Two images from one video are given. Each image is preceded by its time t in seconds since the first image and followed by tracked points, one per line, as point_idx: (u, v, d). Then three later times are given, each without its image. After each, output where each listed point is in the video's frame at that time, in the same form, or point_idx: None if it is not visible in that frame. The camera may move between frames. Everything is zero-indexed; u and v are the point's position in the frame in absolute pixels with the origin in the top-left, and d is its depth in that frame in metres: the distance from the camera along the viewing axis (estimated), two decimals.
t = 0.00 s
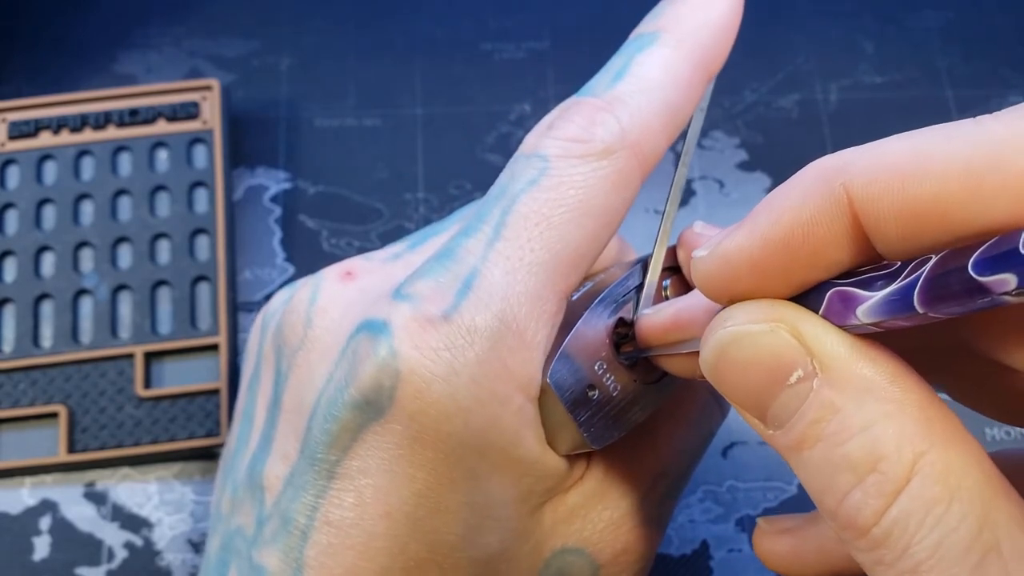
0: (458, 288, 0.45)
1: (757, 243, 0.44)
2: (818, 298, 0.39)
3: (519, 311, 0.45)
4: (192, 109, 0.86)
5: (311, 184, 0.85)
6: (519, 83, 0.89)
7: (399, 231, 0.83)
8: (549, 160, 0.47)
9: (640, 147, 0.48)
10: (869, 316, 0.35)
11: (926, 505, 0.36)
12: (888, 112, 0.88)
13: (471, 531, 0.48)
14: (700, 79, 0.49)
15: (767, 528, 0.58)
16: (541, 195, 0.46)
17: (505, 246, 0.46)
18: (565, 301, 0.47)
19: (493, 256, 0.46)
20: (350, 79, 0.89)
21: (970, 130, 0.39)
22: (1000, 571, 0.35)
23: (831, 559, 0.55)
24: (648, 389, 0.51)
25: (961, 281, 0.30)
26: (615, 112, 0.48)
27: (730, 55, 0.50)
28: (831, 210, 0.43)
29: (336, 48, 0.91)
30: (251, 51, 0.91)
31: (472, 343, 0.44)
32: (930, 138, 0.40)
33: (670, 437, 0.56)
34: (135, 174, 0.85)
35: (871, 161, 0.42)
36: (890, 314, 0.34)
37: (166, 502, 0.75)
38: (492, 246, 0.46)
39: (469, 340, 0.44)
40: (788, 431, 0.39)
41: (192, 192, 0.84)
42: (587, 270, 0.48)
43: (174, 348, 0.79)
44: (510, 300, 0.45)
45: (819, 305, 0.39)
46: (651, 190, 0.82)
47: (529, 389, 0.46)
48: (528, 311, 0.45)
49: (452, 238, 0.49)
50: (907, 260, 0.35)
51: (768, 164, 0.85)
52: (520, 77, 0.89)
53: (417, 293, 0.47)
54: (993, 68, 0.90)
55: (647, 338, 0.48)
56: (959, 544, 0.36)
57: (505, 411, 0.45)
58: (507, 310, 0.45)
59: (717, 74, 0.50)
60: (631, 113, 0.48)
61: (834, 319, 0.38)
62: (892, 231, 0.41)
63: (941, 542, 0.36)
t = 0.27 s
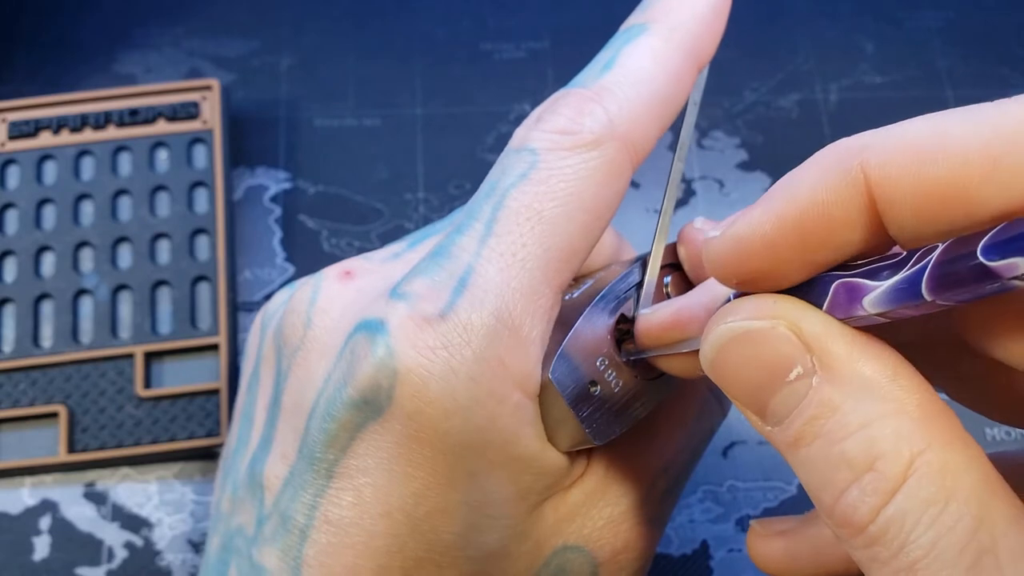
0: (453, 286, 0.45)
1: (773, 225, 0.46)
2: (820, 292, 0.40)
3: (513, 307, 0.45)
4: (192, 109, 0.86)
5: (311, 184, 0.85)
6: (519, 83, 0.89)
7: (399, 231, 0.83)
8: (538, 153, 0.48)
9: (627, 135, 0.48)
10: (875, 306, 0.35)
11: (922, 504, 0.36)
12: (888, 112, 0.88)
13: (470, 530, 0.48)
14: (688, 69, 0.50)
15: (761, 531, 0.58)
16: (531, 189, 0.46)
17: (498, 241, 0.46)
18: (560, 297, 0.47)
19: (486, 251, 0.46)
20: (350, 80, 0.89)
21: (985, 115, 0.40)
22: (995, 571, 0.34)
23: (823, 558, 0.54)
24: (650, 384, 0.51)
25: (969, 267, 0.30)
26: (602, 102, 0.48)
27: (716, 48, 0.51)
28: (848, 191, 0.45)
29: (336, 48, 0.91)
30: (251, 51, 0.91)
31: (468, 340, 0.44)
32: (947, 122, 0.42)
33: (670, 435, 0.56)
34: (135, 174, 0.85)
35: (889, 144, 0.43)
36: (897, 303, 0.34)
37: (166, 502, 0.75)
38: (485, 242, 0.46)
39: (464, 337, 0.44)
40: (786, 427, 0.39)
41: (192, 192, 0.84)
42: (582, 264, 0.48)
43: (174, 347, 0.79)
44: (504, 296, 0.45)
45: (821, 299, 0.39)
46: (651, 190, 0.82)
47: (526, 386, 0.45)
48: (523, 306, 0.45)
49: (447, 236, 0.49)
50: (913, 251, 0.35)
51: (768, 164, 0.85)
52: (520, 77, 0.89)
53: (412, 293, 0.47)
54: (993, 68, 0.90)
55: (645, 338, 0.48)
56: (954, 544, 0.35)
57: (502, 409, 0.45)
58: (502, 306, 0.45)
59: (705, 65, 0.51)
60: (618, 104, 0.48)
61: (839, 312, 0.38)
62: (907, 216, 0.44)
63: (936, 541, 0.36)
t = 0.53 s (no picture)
0: (457, 288, 0.45)
1: (756, 243, 0.46)
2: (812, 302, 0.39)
3: (517, 309, 0.45)
4: (192, 109, 0.86)
5: (311, 184, 0.85)
6: (519, 83, 0.89)
7: (399, 231, 0.83)
8: (539, 155, 0.48)
9: (627, 136, 0.48)
10: (864, 316, 0.35)
11: (912, 509, 0.36)
12: (888, 112, 0.88)
13: (474, 533, 0.48)
14: (686, 67, 0.50)
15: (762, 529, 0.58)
16: (532, 191, 0.46)
17: (501, 244, 0.46)
18: (563, 298, 0.47)
19: (489, 254, 0.46)
20: (350, 80, 0.89)
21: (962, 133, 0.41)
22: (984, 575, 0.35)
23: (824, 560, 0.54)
24: (654, 386, 0.51)
25: (954, 281, 0.30)
26: (602, 102, 0.48)
27: (714, 45, 0.51)
28: (830, 211, 0.45)
29: (336, 48, 0.91)
30: (251, 51, 0.91)
31: (472, 344, 0.44)
32: (925, 142, 0.42)
33: (672, 437, 0.56)
34: (135, 174, 0.85)
35: (869, 163, 0.43)
36: (885, 315, 0.33)
37: (166, 502, 0.75)
38: (488, 245, 0.46)
39: (469, 340, 0.44)
40: (778, 433, 0.39)
41: (192, 192, 0.84)
42: (584, 265, 0.48)
43: (174, 348, 0.79)
44: (508, 298, 0.45)
45: (813, 310, 0.39)
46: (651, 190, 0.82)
47: (531, 389, 0.45)
48: (527, 308, 0.45)
49: (449, 238, 0.49)
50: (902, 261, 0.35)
51: (768, 164, 0.85)
52: (520, 77, 0.89)
53: (415, 295, 0.46)
54: (993, 68, 0.90)
55: (649, 337, 0.47)
56: (944, 548, 0.35)
57: (507, 412, 0.45)
58: (506, 309, 0.45)
59: (704, 63, 0.51)
60: (618, 104, 0.49)
61: (828, 322, 0.38)
62: (889, 232, 0.43)
63: (926, 546, 0.36)
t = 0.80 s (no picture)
0: (459, 288, 0.45)
1: (737, 247, 0.44)
2: (799, 307, 0.39)
3: (519, 309, 0.45)
4: (192, 109, 0.86)
5: (311, 184, 0.85)
6: (519, 84, 0.89)
7: (399, 231, 0.83)
8: (541, 155, 0.48)
9: (629, 137, 0.48)
10: (849, 323, 0.35)
11: (900, 508, 0.36)
12: (888, 112, 0.88)
13: (475, 533, 0.48)
14: (688, 68, 0.50)
15: (763, 524, 0.57)
16: (533, 191, 0.46)
17: (503, 244, 0.46)
18: (565, 299, 0.47)
19: (491, 254, 0.46)
20: (350, 80, 0.89)
21: (943, 146, 0.40)
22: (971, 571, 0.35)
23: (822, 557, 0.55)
24: (654, 386, 0.51)
25: (937, 293, 0.30)
26: (604, 103, 0.49)
27: (716, 46, 0.51)
28: (810, 222, 0.43)
29: (336, 48, 0.91)
30: (251, 51, 0.91)
31: (474, 344, 0.44)
32: (906, 154, 0.41)
33: (672, 436, 0.56)
34: (135, 174, 0.85)
35: (850, 172, 0.42)
36: (870, 322, 0.33)
37: (166, 502, 0.75)
38: (490, 245, 0.46)
39: (471, 340, 0.44)
40: (768, 436, 0.39)
41: (192, 192, 0.84)
42: (586, 265, 0.48)
43: (174, 347, 0.79)
44: (510, 299, 0.45)
45: (800, 314, 0.39)
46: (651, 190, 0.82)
47: (532, 389, 0.45)
48: (529, 308, 0.45)
49: (450, 238, 0.49)
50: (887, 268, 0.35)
51: (768, 164, 0.85)
52: (520, 77, 0.89)
53: (417, 296, 0.46)
54: (993, 68, 0.90)
55: (650, 333, 0.48)
56: (932, 545, 0.36)
57: (508, 412, 0.45)
58: (508, 309, 0.45)
59: (705, 64, 0.51)
60: (620, 105, 0.49)
61: (815, 327, 0.38)
62: (869, 243, 0.42)
63: (914, 544, 0.36)
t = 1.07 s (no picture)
0: (459, 287, 0.45)
1: (727, 254, 0.42)
2: (792, 310, 0.39)
3: (518, 308, 0.45)
4: (192, 109, 0.86)
5: (311, 184, 0.85)
6: (519, 84, 0.89)
7: (399, 231, 0.83)
8: (541, 155, 0.48)
9: (629, 136, 0.48)
10: (840, 327, 0.35)
11: (892, 508, 0.36)
12: (889, 112, 0.88)
13: (475, 532, 0.48)
14: (688, 68, 0.50)
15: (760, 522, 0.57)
16: (533, 191, 0.46)
17: (502, 243, 0.46)
18: (564, 298, 0.47)
19: (491, 253, 0.46)
20: (350, 80, 0.89)
21: (934, 153, 0.39)
22: (964, 570, 0.35)
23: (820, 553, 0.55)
24: (653, 385, 0.50)
25: (926, 297, 0.30)
26: (604, 103, 0.49)
27: (715, 46, 0.51)
28: (800, 228, 0.42)
29: (336, 48, 0.91)
30: (251, 51, 0.91)
31: (474, 343, 0.44)
32: (895, 161, 0.40)
33: (673, 436, 0.56)
34: (135, 174, 0.85)
35: (838, 179, 0.41)
36: (861, 326, 0.33)
37: (166, 502, 0.75)
38: (489, 244, 0.46)
39: (470, 339, 0.44)
40: (763, 437, 0.39)
41: (192, 192, 0.84)
42: (586, 265, 0.48)
43: (174, 348, 0.79)
44: (510, 298, 0.45)
45: (793, 318, 0.38)
46: (650, 190, 0.82)
47: (531, 388, 0.45)
48: (529, 307, 0.45)
49: (449, 238, 0.49)
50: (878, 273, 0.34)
51: (768, 164, 0.85)
52: (521, 77, 0.89)
53: (417, 295, 0.46)
54: (993, 68, 0.90)
55: (651, 333, 0.48)
56: (924, 545, 0.36)
57: (507, 411, 0.45)
58: (508, 308, 0.45)
59: (705, 64, 0.51)
60: (620, 104, 0.49)
61: (808, 331, 0.37)
62: (858, 247, 0.40)
63: (906, 544, 0.36)
